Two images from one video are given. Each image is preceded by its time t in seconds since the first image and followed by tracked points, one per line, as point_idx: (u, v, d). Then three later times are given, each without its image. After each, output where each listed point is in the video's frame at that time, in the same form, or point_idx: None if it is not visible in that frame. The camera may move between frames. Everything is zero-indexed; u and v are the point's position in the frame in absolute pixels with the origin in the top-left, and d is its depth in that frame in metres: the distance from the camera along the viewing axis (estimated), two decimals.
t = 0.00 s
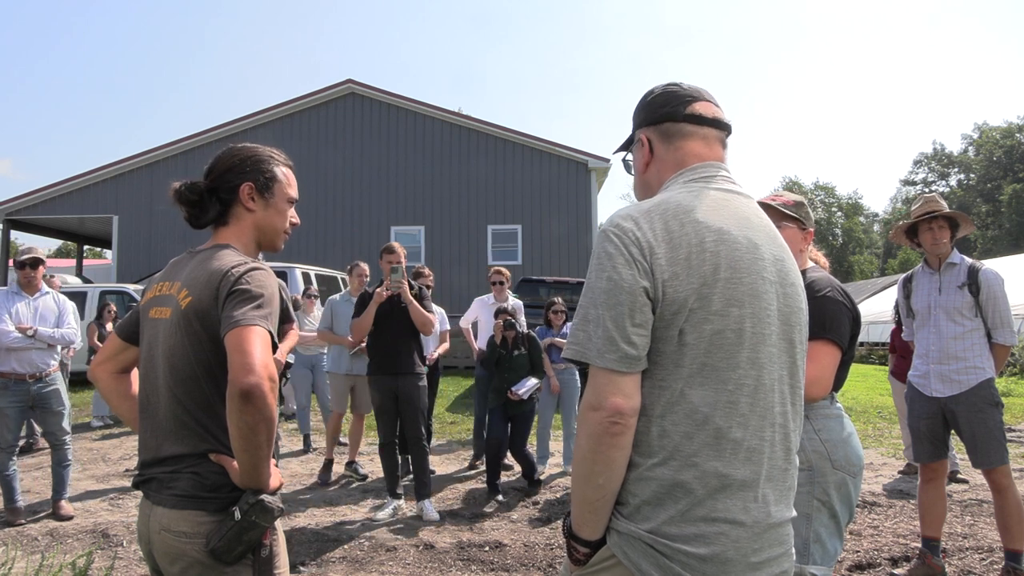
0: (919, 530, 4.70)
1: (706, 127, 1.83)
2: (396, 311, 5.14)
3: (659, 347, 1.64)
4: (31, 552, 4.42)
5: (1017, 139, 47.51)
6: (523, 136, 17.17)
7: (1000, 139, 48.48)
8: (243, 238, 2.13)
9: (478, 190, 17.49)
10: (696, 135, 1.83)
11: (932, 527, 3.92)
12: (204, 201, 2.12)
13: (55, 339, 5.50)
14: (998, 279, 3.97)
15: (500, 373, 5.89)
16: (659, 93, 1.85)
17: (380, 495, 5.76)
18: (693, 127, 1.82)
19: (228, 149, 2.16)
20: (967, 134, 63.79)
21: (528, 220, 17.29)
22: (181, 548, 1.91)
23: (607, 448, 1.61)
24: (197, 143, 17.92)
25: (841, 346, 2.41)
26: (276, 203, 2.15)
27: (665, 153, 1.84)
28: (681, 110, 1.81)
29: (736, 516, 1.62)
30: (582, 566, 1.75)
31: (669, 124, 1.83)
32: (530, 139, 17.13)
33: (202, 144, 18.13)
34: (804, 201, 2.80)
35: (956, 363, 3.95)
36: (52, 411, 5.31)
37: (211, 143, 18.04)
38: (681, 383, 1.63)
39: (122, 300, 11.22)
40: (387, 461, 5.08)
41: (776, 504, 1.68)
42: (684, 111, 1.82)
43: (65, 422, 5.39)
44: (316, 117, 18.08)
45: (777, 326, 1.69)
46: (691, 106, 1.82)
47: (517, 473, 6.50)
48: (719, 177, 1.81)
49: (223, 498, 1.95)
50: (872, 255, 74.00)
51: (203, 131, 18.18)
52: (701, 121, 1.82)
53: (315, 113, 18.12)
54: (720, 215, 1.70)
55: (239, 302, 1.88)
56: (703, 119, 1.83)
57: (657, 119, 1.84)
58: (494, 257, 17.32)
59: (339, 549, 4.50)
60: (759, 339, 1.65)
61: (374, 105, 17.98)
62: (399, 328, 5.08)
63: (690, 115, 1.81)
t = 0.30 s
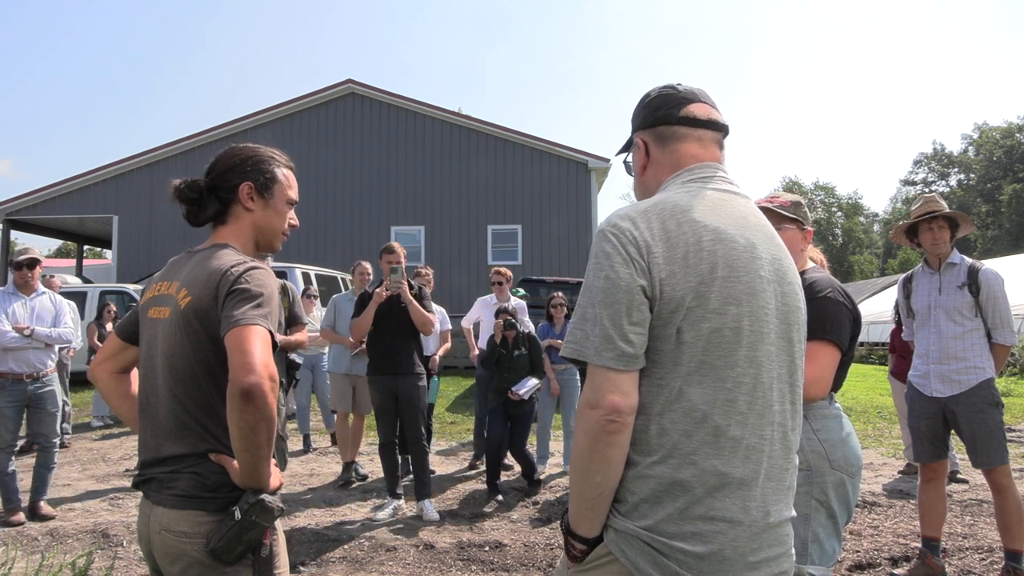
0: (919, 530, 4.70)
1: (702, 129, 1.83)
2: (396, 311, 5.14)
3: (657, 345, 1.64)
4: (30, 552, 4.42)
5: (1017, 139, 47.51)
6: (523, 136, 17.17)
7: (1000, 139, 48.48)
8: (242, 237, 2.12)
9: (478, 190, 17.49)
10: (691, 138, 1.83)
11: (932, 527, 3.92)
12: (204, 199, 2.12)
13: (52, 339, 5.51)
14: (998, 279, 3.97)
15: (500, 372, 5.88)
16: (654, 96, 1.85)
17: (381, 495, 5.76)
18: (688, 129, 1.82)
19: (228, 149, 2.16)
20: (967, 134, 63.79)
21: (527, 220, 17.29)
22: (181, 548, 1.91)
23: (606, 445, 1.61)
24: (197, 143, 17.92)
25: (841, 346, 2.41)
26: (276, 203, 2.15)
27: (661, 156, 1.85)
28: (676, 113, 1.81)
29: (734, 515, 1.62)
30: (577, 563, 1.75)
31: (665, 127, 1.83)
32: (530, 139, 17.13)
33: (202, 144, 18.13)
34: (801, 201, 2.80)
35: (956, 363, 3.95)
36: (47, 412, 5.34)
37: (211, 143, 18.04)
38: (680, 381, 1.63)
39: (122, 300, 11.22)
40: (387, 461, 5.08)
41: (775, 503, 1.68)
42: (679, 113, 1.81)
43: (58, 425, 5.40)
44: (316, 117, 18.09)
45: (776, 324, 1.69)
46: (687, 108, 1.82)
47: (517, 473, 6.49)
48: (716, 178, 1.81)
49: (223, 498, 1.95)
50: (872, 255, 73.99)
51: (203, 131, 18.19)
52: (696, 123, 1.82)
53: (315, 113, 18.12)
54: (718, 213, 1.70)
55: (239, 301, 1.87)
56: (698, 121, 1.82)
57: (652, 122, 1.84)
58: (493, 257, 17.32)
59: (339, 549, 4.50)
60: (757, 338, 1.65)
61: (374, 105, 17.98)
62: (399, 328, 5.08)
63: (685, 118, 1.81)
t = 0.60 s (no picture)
0: (918, 530, 4.70)
1: (696, 129, 1.83)
2: (396, 311, 5.14)
3: (648, 344, 1.64)
4: (30, 552, 4.42)
5: (1017, 139, 47.50)
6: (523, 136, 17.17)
7: (1000, 139, 48.47)
8: (241, 237, 2.12)
9: (478, 190, 17.49)
10: (684, 137, 1.82)
11: (932, 527, 3.92)
12: (204, 198, 2.12)
13: (57, 338, 5.55)
14: (998, 280, 3.97)
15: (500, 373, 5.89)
16: (651, 95, 1.85)
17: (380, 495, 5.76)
18: (681, 128, 1.82)
19: (230, 149, 2.16)
20: (967, 134, 63.79)
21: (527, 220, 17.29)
22: (181, 548, 1.91)
23: (594, 445, 1.61)
24: (197, 143, 17.92)
25: (842, 347, 2.41)
26: (276, 204, 2.15)
27: (654, 154, 1.85)
28: (670, 112, 1.81)
29: (724, 515, 1.62)
30: (567, 561, 1.75)
31: (659, 127, 1.83)
32: (530, 139, 17.13)
33: (202, 144, 18.13)
34: (801, 201, 2.78)
35: (956, 363, 3.95)
36: (48, 412, 5.34)
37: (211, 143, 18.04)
38: (670, 381, 1.63)
39: (122, 301, 11.23)
40: (387, 461, 5.08)
41: (767, 504, 1.68)
42: (673, 113, 1.81)
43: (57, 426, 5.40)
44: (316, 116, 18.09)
45: (768, 324, 1.68)
46: (681, 107, 1.81)
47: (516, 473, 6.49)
48: (711, 177, 1.80)
49: (222, 498, 1.94)
50: (872, 255, 73.97)
51: (203, 131, 18.19)
52: (690, 122, 1.82)
53: (315, 113, 18.12)
54: (708, 212, 1.70)
55: (238, 301, 1.87)
56: (692, 120, 1.82)
57: (646, 120, 1.84)
58: (493, 257, 17.32)
59: (339, 549, 4.50)
60: (749, 337, 1.65)
61: (374, 105, 17.98)
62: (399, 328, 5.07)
63: (679, 118, 1.81)
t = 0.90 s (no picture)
0: (918, 530, 4.70)
1: (658, 120, 1.80)
2: (396, 311, 5.14)
3: (612, 347, 1.64)
4: (31, 552, 4.42)
5: (1017, 139, 47.51)
6: (523, 136, 17.17)
7: (1000, 139, 48.46)
8: (241, 237, 2.12)
9: (477, 190, 17.49)
10: (649, 131, 1.81)
11: (932, 527, 3.92)
12: (206, 197, 2.12)
13: (60, 339, 5.55)
14: (997, 280, 3.97)
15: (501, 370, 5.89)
16: (615, 95, 1.86)
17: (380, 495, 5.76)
18: (643, 123, 1.81)
19: (232, 148, 2.16)
20: (967, 134, 63.80)
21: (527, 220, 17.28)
22: (180, 548, 1.91)
23: (566, 448, 1.61)
24: (197, 143, 17.93)
25: (840, 345, 2.41)
26: (278, 205, 2.16)
27: (624, 151, 1.85)
28: (630, 109, 1.81)
29: (707, 514, 1.60)
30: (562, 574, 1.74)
31: (622, 125, 1.83)
32: (530, 139, 17.13)
33: (202, 144, 18.13)
34: (800, 201, 2.79)
35: (956, 363, 3.95)
36: (51, 412, 5.35)
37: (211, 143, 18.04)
38: (637, 381, 1.63)
39: (122, 301, 11.24)
40: (387, 461, 5.08)
41: (753, 502, 1.65)
42: (632, 109, 1.81)
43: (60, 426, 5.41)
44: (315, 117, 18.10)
45: (740, 319, 1.64)
46: (640, 101, 1.80)
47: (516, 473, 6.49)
48: (681, 169, 1.76)
49: (221, 498, 1.94)
50: (872, 255, 73.98)
51: (203, 131, 18.19)
52: (651, 115, 1.79)
53: (315, 113, 18.12)
54: (675, 208, 1.67)
55: (238, 301, 1.87)
56: (652, 113, 1.79)
57: (613, 120, 1.85)
58: (493, 257, 17.32)
59: (339, 549, 4.50)
60: (717, 334, 1.61)
61: (374, 105, 17.98)
62: (399, 328, 5.08)
63: (638, 113, 1.80)
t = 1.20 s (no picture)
0: (918, 530, 4.70)
1: (626, 117, 1.74)
2: (396, 311, 5.14)
3: (588, 355, 1.59)
4: (31, 552, 4.42)
5: (1017, 139, 47.55)
6: (523, 136, 17.17)
7: (1000, 140, 48.49)
8: (242, 237, 2.12)
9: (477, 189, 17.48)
10: (620, 129, 1.74)
11: (932, 527, 3.92)
12: (209, 196, 2.12)
13: (61, 338, 5.54)
14: (997, 280, 3.97)
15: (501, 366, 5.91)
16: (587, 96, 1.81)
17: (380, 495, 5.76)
18: (613, 121, 1.74)
19: (238, 148, 2.16)
20: (967, 134, 63.85)
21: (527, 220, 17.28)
22: (180, 548, 1.91)
23: (542, 463, 1.57)
24: (198, 143, 17.94)
25: (840, 346, 2.41)
26: (280, 208, 2.17)
27: (599, 153, 1.80)
28: (598, 108, 1.75)
29: (693, 522, 1.54)
30: None
31: (593, 126, 1.78)
32: (530, 139, 17.13)
33: (202, 144, 18.14)
34: (800, 201, 2.78)
35: (956, 363, 3.95)
36: (51, 412, 5.35)
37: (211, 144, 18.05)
38: (614, 389, 1.57)
39: (122, 301, 11.25)
40: (387, 461, 5.07)
41: (745, 510, 1.57)
42: (601, 108, 1.75)
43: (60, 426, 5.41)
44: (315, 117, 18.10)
45: (720, 318, 1.57)
46: (607, 99, 1.74)
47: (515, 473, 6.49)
48: (657, 164, 1.69)
49: (221, 498, 1.94)
50: (872, 256, 74.01)
51: (203, 131, 18.20)
52: (618, 112, 1.73)
53: (315, 114, 18.13)
54: (649, 205, 1.60)
55: (237, 302, 1.88)
56: (619, 110, 1.73)
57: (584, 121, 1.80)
58: (494, 257, 17.32)
59: (339, 549, 4.50)
60: (695, 336, 1.54)
61: (374, 105, 17.97)
62: (399, 328, 5.08)
63: (606, 111, 1.74)
